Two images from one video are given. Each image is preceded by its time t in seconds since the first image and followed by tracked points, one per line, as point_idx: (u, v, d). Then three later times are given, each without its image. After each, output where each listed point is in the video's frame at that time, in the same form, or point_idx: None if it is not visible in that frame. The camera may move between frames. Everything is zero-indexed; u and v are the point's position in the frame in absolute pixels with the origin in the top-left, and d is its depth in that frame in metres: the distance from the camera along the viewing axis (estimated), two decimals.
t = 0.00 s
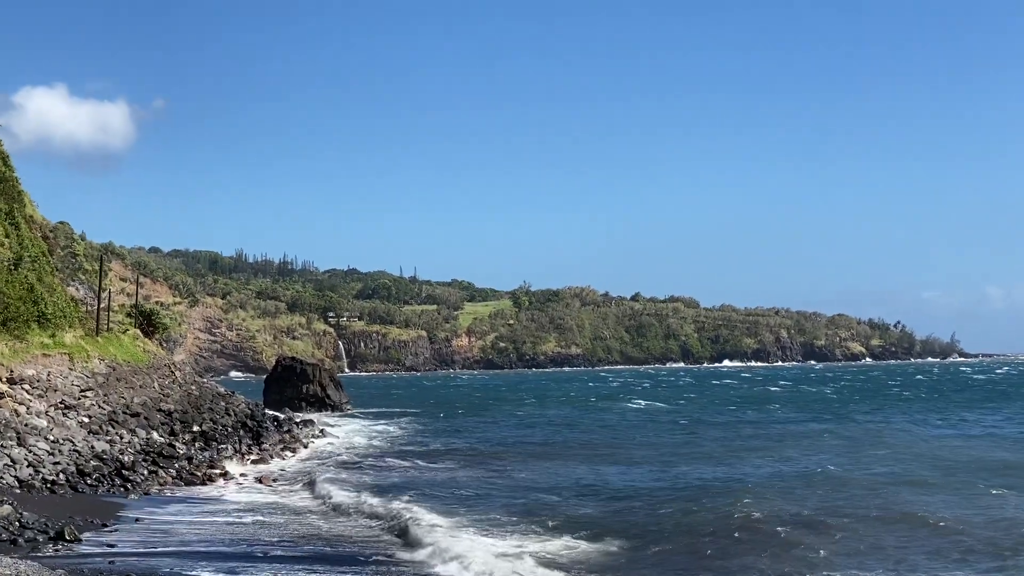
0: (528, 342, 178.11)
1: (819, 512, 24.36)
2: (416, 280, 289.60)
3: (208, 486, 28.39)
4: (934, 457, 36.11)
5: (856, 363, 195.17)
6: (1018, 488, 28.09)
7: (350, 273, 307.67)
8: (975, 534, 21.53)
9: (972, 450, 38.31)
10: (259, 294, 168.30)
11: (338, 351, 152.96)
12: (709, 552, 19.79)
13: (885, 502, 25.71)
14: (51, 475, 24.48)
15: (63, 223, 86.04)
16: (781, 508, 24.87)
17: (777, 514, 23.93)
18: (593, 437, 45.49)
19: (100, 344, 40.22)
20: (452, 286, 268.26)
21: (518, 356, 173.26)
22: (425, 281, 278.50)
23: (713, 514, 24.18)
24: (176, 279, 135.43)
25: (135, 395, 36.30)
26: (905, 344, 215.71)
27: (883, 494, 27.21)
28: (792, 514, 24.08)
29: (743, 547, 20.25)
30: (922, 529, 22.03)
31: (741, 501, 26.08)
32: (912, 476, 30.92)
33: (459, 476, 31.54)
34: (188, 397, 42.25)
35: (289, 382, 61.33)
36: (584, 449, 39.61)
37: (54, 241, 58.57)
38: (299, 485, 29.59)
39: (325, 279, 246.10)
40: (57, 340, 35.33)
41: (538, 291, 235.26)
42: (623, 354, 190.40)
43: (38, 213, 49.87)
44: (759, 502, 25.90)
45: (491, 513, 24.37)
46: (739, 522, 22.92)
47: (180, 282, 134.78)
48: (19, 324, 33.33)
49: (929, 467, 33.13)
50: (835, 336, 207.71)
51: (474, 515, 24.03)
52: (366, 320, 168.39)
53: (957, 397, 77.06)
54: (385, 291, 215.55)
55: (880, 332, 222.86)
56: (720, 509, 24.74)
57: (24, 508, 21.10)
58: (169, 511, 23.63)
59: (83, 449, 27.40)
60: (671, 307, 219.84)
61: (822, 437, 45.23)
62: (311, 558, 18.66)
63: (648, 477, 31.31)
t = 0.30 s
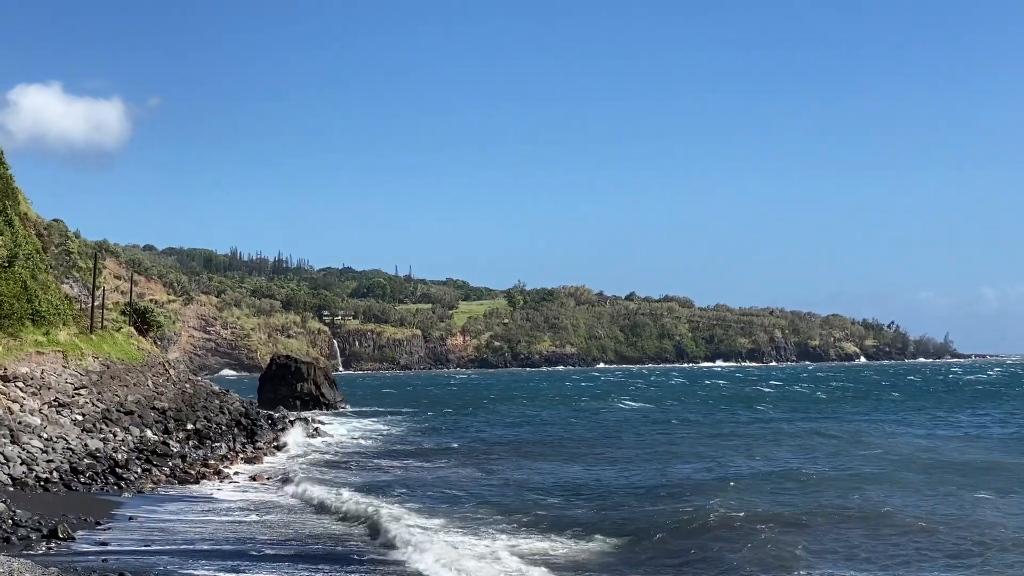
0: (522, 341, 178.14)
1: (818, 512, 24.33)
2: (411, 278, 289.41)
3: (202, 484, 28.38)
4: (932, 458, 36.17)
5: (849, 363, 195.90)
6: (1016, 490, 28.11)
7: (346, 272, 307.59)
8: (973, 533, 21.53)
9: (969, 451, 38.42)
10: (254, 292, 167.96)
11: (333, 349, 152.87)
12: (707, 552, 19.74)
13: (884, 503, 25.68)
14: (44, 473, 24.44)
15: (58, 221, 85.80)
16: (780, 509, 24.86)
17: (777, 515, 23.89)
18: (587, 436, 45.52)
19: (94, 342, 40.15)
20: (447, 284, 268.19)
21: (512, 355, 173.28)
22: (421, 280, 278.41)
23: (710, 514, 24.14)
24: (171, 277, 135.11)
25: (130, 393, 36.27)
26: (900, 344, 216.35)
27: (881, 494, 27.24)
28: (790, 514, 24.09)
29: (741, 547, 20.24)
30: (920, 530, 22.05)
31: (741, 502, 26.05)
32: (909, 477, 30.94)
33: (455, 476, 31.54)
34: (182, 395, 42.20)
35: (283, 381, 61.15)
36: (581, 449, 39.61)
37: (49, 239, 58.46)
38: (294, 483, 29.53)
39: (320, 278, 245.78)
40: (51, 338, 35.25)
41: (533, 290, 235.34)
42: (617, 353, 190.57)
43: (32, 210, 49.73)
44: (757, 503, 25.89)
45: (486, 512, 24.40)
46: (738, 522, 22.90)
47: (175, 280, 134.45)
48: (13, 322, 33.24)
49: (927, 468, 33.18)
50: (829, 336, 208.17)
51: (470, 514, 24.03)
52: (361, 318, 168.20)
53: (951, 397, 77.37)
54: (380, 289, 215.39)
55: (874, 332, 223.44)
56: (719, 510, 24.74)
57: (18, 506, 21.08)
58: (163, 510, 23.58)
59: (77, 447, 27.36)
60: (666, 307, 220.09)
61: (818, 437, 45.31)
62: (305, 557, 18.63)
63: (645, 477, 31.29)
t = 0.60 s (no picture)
0: (516, 340, 178.33)
1: (811, 512, 24.48)
2: (405, 277, 289.23)
3: (195, 483, 28.40)
4: (924, 458, 36.39)
5: (842, 363, 196.74)
6: (1008, 491, 28.30)
7: (340, 271, 307.31)
8: (965, 534, 21.68)
9: (960, 452, 38.63)
10: (247, 290, 167.70)
11: (326, 348, 152.79)
12: (700, 552, 19.87)
13: (876, 504, 25.84)
14: (37, 471, 24.45)
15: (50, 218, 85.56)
16: (772, 509, 25.00)
17: (769, 515, 24.04)
18: (580, 436, 45.68)
19: (87, 339, 40.14)
20: (441, 284, 268.16)
21: (506, 354, 173.51)
22: (415, 279, 278.33)
23: (703, 514, 24.27)
24: (164, 275, 134.82)
25: (122, 391, 36.26)
26: (893, 344, 217.23)
27: (872, 495, 27.46)
28: (782, 514, 24.24)
29: (734, 547, 20.38)
30: (913, 530, 22.19)
31: (734, 503, 26.19)
32: (901, 478, 31.14)
33: (448, 475, 31.63)
34: (175, 394, 42.21)
35: (277, 380, 61.00)
36: (575, 449, 39.76)
37: (43, 236, 58.40)
38: (287, 483, 29.57)
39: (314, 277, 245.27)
40: (44, 335, 35.24)
41: (527, 289, 235.45)
42: (611, 353, 190.96)
43: (25, 208, 49.66)
44: (750, 503, 26.03)
45: (479, 511, 24.50)
46: (730, 522, 23.04)
47: (168, 278, 134.15)
48: (7, 320, 33.27)
49: (919, 469, 33.38)
50: (822, 336, 208.89)
51: (461, 514, 24.15)
52: (354, 317, 168.10)
53: (943, 397, 77.75)
54: (374, 288, 215.27)
55: (867, 332, 224.19)
56: (711, 510, 24.87)
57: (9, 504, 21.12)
58: (155, 508, 23.60)
59: (69, 445, 27.36)
60: (660, 307, 220.52)
61: (811, 437, 45.52)
62: (297, 556, 18.71)
63: (638, 477, 31.38)
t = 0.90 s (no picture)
0: (510, 339, 178.50)
1: (805, 513, 24.60)
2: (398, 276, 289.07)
3: (189, 482, 28.46)
4: (919, 459, 36.55)
5: (835, 363, 197.53)
6: (1002, 492, 28.44)
7: (334, 270, 306.87)
8: (958, 536, 21.81)
9: (953, 452, 38.84)
10: (241, 289, 167.42)
11: (320, 347, 152.66)
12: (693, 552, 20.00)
13: (870, 505, 25.97)
14: (31, 469, 24.52)
15: (44, 217, 85.44)
16: (766, 509, 25.14)
17: (762, 516, 24.16)
18: (574, 435, 45.76)
19: (81, 338, 40.15)
20: (436, 283, 268.11)
21: (500, 354, 173.64)
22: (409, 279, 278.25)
23: (697, 514, 24.38)
24: (157, 273, 134.55)
25: (116, 390, 36.33)
26: (886, 345, 217.95)
27: (865, 496, 27.59)
28: (776, 515, 24.37)
29: (727, 547, 20.48)
30: (908, 531, 22.29)
31: (728, 502, 26.31)
32: (894, 479, 31.28)
33: (443, 474, 31.67)
34: (169, 392, 42.24)
35: (270, 378, 60.98)
36: (569, 448, 39.83)
37: (36, 234, 58.29)
38: (281, 482, 29.61)
39: (308, 276, 244.82)
40: (38, 334, 35.26)
41: (521, 288, 235.53)
42: (605, 353, 191.32)
43: (19, 206, 49.65)
44: (744, 504, 26.13)
45: (474, 510, 24.60)
46: (724, 523, 23.15)
47: (162, 277, 133.92)
48: (0, 318, 33.30)
49: (912, 470, 33.56)
50: (816, 336, 209.54)
51: (454, 512, 24.28)
52: (348, 316, 167.90)
53: (935, 398, 78.07)
54: (368, 287, 215.10)
55: (861, 333, 224.81)
56: (705, 510, 24.95)
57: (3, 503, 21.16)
58: (149, 507, 23.67)
59: (63, 443, 27.43)
60: (654, 307, 220.75)
61: (805, 437, 45.72)
62: (291, 555, 18.81)
63: (633, 477, 31.49)
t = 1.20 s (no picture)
0: (504, 339, 178.72)
1: (802, 514, 24.81)
2: (392, 276, 289.03)
3: (182, 482, 28.50)
4: (912, 460, 36.81)
5: (829, 364, 198.19)
6: (994, 493, 28.69)
7: (328, 270, 306.48)
8: (952, 536, 22.03)
9: (947, 453, 39.23)
10: (234, 289, 167.03)
11: (314, 347, 152.54)
12: (689, 552, 20.17)
13: (865, 506, 26.19)
14: (24, 469, 24.55)
15: (38, 216, 85.20)
16: (762, 510, 25.29)
17: (758, 517, 24.29)
18: (568, 436, 45.93)
19: (75, 338, 40.13)
20: (430, 283, 267.99)
21: (494, 354, 173.90)
22: (403, 279, 278.12)
23: (692, 515, 24.52)
24: (151, 273, 134.22)
25: (110, 389, 36.32)
26: (880, 345, 218.83)
27: (860, 496, 27.83)
28: (772, 515, 24.54)
29: (723, 547, 20.65)
30: (901, 533, 22.48)
31: (724, 503, 26.48)
32: (888, 479, 31.52)
33: (439, 474, 31.76)
34: (163, 392, 42.23)
35: (264, 378, 60.96)
36: (565, 448, 40.07)
37: (30, 234, 58.13)
38: (274, 482, 29.67)
39: (302, 276, 244.46)
40: (32, 333, 35.25)
41: (516, 288, 235.61)
42: (599, 353, 191.68)
43: (12, 205, 49.56)
44: (739, 504, 26.32)
45: (470, 511, 24.74)
46: (720, 523, 23.29)
47: (155, 277, 133.61)
48: None
49: (906, 470, 33.83)
50: (810, 336, 210.32)
51: (446, 512, 24.41)
52: (342, 316, 167.71)
53: (927, 399, 78.44)
54: (362, 287, 214.91)
55: (855, 333, 225.51)
56: (701, 511, 25.11)
57: None
58: (142, 507, 23.70)
59: (56, 443, 27.43)
60: (648, 307, 221.06)
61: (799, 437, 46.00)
62: (286, 556, 18.92)
63: (629, 477, 31.62)
